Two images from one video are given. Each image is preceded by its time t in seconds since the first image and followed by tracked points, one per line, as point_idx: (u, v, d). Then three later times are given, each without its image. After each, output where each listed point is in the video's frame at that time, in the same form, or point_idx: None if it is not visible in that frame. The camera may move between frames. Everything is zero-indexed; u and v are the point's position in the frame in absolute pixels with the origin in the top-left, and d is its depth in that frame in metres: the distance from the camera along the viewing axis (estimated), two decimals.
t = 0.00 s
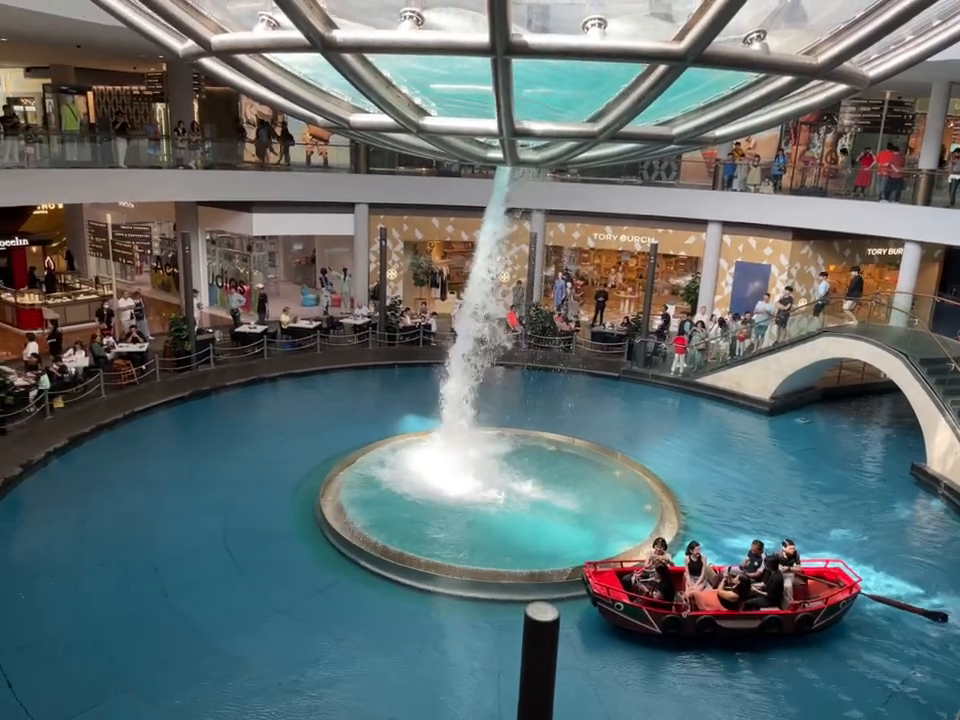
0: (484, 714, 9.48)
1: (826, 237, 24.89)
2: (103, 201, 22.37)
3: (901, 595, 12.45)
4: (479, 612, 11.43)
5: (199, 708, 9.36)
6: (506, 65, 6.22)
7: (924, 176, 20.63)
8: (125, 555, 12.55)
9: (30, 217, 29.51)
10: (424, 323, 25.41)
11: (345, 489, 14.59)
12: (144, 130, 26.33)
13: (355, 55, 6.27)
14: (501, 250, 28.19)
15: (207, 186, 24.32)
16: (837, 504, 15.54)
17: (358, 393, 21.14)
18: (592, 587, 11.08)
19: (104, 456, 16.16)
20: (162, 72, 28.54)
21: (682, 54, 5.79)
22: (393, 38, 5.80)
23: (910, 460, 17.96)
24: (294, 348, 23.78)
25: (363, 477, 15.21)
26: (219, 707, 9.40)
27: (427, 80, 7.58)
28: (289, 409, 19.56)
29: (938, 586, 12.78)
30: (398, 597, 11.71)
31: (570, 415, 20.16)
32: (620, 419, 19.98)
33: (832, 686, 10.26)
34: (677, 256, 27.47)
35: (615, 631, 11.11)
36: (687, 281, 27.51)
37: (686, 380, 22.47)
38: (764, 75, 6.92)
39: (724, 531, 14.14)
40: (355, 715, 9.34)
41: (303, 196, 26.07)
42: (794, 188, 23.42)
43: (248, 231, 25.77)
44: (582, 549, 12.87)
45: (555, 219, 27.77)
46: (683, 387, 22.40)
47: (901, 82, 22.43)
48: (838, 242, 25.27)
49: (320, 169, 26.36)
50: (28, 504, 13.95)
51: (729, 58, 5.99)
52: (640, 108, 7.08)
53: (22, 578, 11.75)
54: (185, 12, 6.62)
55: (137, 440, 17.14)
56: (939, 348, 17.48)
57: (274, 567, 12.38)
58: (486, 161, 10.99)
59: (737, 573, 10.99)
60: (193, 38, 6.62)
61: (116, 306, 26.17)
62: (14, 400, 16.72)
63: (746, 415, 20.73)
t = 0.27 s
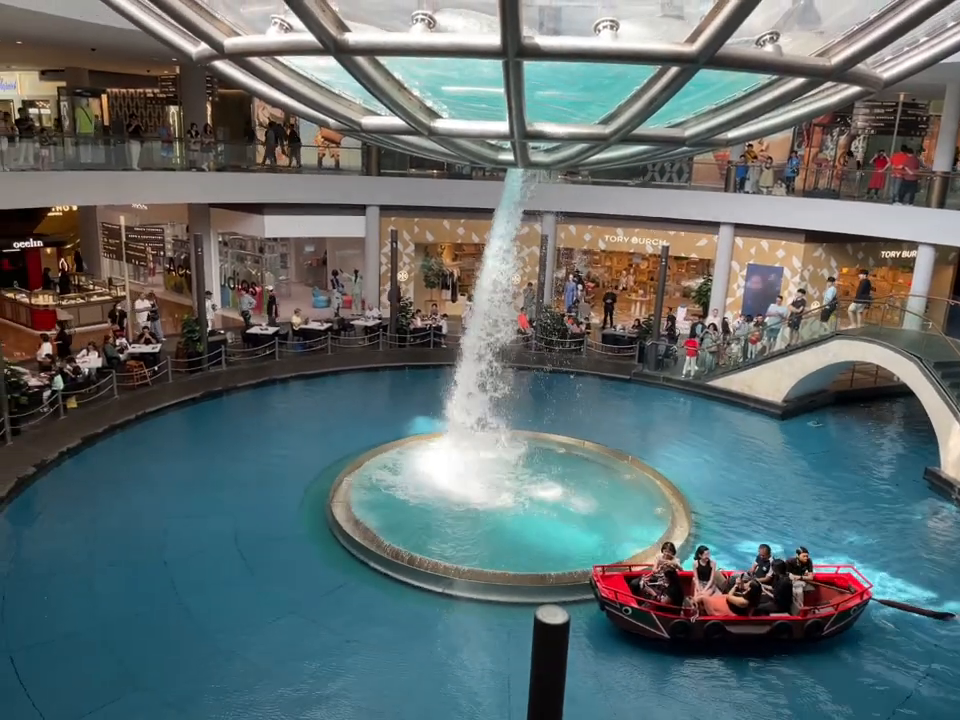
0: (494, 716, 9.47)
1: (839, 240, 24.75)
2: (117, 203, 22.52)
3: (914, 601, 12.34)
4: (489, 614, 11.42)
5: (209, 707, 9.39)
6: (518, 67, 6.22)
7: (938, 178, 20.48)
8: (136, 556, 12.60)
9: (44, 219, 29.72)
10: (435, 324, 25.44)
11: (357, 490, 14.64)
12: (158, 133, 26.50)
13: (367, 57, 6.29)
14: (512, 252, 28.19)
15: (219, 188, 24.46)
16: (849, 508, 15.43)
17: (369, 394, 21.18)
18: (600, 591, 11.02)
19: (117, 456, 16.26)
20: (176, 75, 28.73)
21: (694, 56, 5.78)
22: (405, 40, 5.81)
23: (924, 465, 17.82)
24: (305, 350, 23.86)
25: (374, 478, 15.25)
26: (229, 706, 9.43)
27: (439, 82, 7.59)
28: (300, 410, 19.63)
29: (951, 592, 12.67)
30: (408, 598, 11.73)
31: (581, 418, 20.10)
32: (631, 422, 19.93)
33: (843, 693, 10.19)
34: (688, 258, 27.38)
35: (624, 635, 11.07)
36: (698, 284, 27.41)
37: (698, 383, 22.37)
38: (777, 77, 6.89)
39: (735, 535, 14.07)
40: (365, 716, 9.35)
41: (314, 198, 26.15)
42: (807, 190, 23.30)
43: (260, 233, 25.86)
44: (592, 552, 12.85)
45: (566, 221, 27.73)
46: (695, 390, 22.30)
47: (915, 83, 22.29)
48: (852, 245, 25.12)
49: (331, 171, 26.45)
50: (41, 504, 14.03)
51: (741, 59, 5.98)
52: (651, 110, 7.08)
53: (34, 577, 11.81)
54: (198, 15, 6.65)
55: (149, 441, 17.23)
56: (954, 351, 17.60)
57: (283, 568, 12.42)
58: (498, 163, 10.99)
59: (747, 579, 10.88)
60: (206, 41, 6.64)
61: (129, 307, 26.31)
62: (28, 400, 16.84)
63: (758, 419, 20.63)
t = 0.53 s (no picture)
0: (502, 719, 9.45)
1: (851, 242, 24.61)
2: (130, 205, 22.67)
3: (926, 606, 12.24)
4: (497, 616, 11.42)
5: (218, 707, 9.42)
6: (528, 69, 6.21)
7: (952, 181, 20.35)
8: (147, 556, 12.64)
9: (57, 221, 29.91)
10: (445, 326, 25.45)
11: (366, 492, 14.65)
12: (170, 135, 26.65)
13: (378, 59, 6.30)
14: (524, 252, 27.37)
15: (230, 190, 24.59)
16: (861, 512, 15.33)
17: (379, 396, 21.21)
18: (607, 594, 10.98)
19: (128, 457, 16.33)
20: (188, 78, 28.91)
21: (706, 57, 5.76)
22: (415, 42, 5.82)
23: (937, 469, 17.69)
24: (316, 351, 23.92)
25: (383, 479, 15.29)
26: (238, 707, 9.45)
27: (449, 84, 7.60)
28: (310, 412, 19.68)
29: None
30: (417, 600, 11.73)
31: (591, 420, 20.05)
32: (641, 424, 19.87)
33: (854, 698, 10.11)
34: (699, 261, 27.30)
35: (632, 639, 11.02)
36: (709, 286, 27.32)
37: (709, 386, 22.29)
38: (789, 78, 6.86)
39: (745, 539, 14.01)
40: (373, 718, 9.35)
41: (324, 200, 26.23)
42: (820, 192, 23.22)
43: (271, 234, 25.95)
44: (602, 555, 12.83)
45: (577, 223, 27.69)
46: (706, 393, 22.21)
47: (928, 85, 22.16)
48: (864, 247, 24.98)
49: (342, 173, 26.56)
50: (53, 504, 14.11)
51: (753, 61, 5.95)
52: (662, 112, 7.06)
53: (46, 577, 11.87)
54: (210, 17, 6.67)
55: (160, 441, 17.30)
56: None
57: (293, 569, 12.45)
58: (508, 165, 10.99)
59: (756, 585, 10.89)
60: (218, 43, 6.66)
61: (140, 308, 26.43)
62: (41, 400, 16.94)
63: (769, 422, 20.53)
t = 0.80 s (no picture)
0: None
1: (863, 244, 24.46)
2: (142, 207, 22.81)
3: (938, 612, 12.13)
4: (506, 619, 11.41)
5: (228, 708, 9.45)
6: (539, 71, 6.21)
7: None
8: (157, 557, 12.69)
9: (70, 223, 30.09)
10: (455, 328, 25.44)
11: (375, 494, 14.66)
12: (182, 138, 26.77)
13: (389, 62, 6.32)
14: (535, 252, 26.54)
15: (241, 192, 24.73)
16: (873, 516, 15.22)
17: (389, 397, 21.23)
18: (614, 598, 10.98)
19: (139, 458, 16.41)
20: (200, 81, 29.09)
21: (717, 59, 5.75)
22: (426, 45, 5.82)
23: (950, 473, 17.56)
24: (326, 353, 23.97)
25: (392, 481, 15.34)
26: (248, 707, 9.48)
27: (459, 86, 7.61)
28: (320, 413, 19.71)
29: None
30: (426, 602, 11.74)
31: (600, 423, 20.02)
32: (651, 427, 19.82)
33: (865, 705, 10.04)
34: (710, 263, 27.23)
35: (639, 643, 10.98)
36: (720, 288, 27.25)
37: (719, 388, 22.22)
38: (801, 80, 6.83)
39: (755, 542, 13.93)
40: None
41: (335, 203, 26.32)
42: (831, 193, 23.12)
43: (282, 236, 26.04)
44: (612, 557, 12.81)
45: (587, 225, 27.65)
46: (716, 395, 22.12)
47: (942, 86, 22.02)
48: (876, 249, 24.84)
49: (353, 176, 26.66)
50: (65, 504, 14.19)
51: (765, 62, 5.93)
52: (673, 114, 7.04)
53: (58, 577, 11.93)
54: (221, 20, 6.70)
55: (171, 442, 17.37)
56: None
57: (303, 570, 12.47)
58: (518, 167, 11.00)
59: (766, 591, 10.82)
60: (230, 46, 6.69)
61: (152, 310, 26.57)
62: (54, 401, 17.04)
63: (780, 425, 20.43)
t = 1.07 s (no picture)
0: None
1: (875, 246, 24.32)
2: (153, 209, 22.93)
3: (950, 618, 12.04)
4: (514, 621, 11.40)
5: (236, 708, 9.47)
6: (549, 74, 6.21)
7: None
8: (168, 557, 12.74)
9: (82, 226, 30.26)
10: (464, 331, 25.46)
11: (383, 495, 14.67)
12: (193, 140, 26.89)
13: (398, 65, 6.33)
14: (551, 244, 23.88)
15: (252, 195, 24.84)
16: (885, 521, 15.11)
17: (398, 399, 21.24)
18: (621, 602, 10.93)
19: (150, 459, 16.49)
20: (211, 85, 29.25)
21: (727, 61, 5.73)
22: (435, 47, 5.82)
23: None
24: (336, 355, 24.02)
25: (401, 482, 15.37)
26: (257, 708, 9.49)
27: (469, 88, 7.61)
28: (330, 415, 19.75)
29: None
30: (435, 604, 11.74)
31: (610, 426, 19.96)
32: (661, 430, 19.75)
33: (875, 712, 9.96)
34: (720, 265, 27.13)
35: (647, 648, 10.94)
36: (730, 291, 27.16)
37: (729, 391, 22.13)
38: (812, 82, 6.81)
39: (765, 546, 13.87)
40: None
41: (345, 205, 26.40)
42: (843, 196, 23.01)
43: (293, 239, 26.12)
44: (621, 561, 12.78)
45: (596, 228, 27.59)
46: (727, 398, 22.03)
47: (955, 87, 21.88)
48: (888, 251, 24.70)
49: (363, 178, 26.73)
50: (76, 505, 14.27)
51: (775, 64, 5.91)
52: (683, 116, 7.02)
53: (70, 577, 11.99)
54: (233, 24, 6.72)
55: (181, 444, 17.44)
56: None
57: (313, 571, 12.50)
58: (528, 170, 10.99)
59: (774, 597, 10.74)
60: (241, 49, 6.70)
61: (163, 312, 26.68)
62: (66, 402, 17.13)
63: (791, 428, 20.33)
